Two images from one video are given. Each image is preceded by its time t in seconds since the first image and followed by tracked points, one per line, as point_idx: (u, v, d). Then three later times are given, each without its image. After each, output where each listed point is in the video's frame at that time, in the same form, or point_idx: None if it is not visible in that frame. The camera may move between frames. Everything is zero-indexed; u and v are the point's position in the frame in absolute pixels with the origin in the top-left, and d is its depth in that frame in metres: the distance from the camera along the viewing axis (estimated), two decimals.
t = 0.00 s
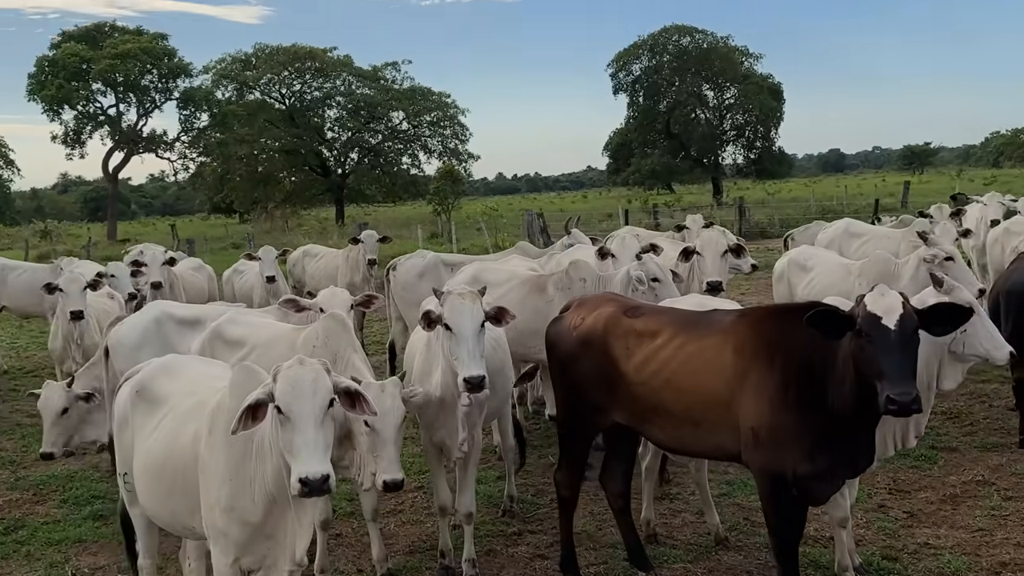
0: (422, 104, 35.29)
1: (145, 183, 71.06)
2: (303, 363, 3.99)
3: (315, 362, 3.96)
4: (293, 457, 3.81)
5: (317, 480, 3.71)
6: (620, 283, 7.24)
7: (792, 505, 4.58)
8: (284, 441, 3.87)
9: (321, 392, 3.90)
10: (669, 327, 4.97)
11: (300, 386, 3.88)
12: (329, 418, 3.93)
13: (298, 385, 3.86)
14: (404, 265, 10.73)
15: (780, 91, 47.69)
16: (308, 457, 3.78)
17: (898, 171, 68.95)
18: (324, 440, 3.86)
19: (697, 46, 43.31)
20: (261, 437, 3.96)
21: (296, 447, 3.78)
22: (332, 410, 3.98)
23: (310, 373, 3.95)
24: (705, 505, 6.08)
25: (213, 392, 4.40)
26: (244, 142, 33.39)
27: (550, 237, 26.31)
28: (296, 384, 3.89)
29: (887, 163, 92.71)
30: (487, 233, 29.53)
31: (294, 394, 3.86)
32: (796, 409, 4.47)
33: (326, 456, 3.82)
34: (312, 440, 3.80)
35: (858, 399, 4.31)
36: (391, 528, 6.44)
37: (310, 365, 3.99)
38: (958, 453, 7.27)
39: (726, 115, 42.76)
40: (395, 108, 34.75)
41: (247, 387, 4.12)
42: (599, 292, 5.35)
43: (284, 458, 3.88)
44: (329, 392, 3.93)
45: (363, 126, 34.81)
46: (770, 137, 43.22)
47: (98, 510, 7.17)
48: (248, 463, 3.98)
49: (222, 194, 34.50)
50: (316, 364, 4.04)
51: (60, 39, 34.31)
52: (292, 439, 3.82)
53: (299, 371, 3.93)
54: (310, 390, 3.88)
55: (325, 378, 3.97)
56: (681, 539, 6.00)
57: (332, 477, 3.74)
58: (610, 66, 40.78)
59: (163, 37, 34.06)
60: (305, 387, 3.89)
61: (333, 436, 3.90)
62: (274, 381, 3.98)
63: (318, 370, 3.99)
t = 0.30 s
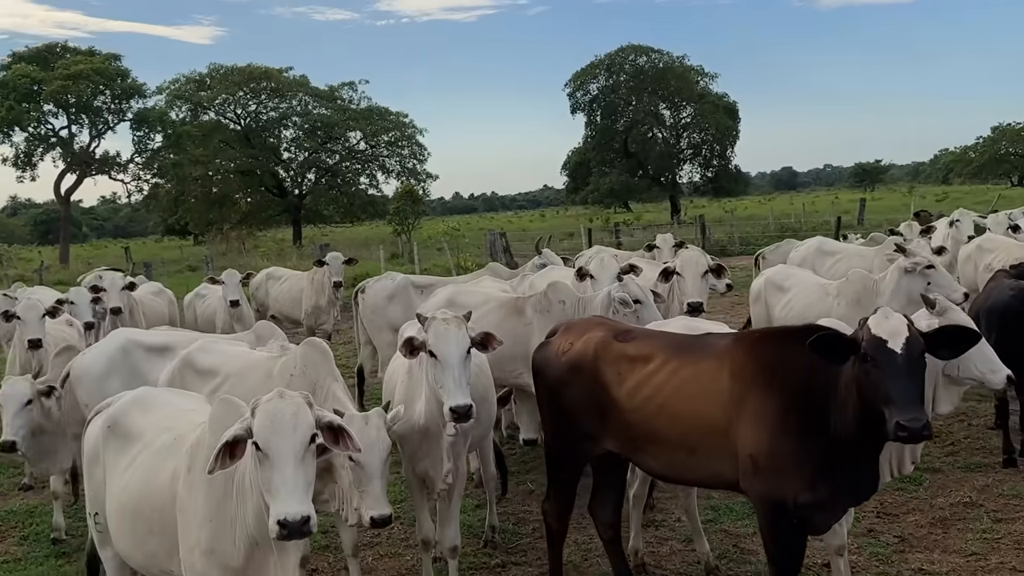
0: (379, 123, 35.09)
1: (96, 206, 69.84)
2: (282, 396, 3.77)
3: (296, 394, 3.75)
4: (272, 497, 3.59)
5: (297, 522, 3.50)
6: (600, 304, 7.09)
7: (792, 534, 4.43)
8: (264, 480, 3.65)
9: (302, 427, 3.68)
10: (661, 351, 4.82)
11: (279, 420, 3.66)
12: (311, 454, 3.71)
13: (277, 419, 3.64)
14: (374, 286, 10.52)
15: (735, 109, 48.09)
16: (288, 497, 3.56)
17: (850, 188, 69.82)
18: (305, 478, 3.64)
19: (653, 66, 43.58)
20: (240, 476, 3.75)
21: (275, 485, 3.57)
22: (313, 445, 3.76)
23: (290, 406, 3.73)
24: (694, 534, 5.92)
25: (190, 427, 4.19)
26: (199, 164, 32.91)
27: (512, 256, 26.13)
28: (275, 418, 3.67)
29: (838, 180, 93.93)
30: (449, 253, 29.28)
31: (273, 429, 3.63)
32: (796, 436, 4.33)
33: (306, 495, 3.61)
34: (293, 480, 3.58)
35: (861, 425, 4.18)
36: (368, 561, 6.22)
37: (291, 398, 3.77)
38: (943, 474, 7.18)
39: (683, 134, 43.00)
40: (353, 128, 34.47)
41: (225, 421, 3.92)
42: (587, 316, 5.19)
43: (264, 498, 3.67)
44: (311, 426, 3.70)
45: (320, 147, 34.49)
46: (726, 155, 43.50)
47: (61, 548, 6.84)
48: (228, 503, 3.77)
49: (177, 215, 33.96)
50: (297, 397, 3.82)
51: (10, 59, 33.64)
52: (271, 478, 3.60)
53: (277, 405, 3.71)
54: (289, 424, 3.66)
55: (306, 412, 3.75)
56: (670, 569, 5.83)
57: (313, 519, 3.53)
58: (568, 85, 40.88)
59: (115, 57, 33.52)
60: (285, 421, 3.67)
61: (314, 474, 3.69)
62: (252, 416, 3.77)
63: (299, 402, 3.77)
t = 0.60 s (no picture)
0: (343, 140, 34.87)
1: (53, 225, 68.61)
2: (267, 413, 3.57)
3: (281, 411, 3.55)
4: (255, 518, 3.37)
5: (283, 542, 3.27)
6: (585, 320, 6.95)
7: (798, 556, 4.29)
8: (248, 500, 3.42)
9: (287, 445, 3.46)
10: (660, 366, 4.68)
11: (263, 437, 3.45)
12: (297, 472, 3.49)
13: (261, 437, 3.43)
14: (347, 303, 10.32)
15: (697, 125, 48.42)
16: (272, 517, 3.34)
17: (808, 203, 70.42)
18: (291, 498, 3.42)
19: (616, 82, 43.74)
20: (224, 499, 3.54)
21: (259, 505, 3.35)
22: (301, 464, 3.54)
23: (276, 423, 3.52)
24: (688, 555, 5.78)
25: (173, 452, 4.00)
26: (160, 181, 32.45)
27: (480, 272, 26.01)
28: (260, 434, 3.46)
29: (797, 195, 94.81)
30: (416, 269, 29.00)
31: (257, 445, 3.42)
32: (803, 454, 4.20)
33: (292, 515, 3.38)
34: (277, 499, 3.36)
35: (871, 441, 4.08)
36: None
37: (276, 415, 3.56)
38: (932, 489, 7.10)
39: (646, 150, 43.14)
40: (316, 144, 34.22)
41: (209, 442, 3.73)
42: (579, 331, 5.04)
43: (249, 520, 3.45)
44: (297, 444, 3.49)
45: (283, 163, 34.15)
46: (689, 171, 43.68)
47: None
48: (214, 528, 3.57)
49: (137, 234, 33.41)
50: (282, 413, 3.61)
51: None
52: (255, 498, 3.37)
53: (261, 422, 3.50)
54: (274, 440, 3.45)
55: (293, 428, 3.54)
56: None
57: (299, 540, 3.31)
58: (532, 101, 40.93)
59: (74, 74, 33.00)
60: (269, 438, 3.45)
61: (300, 493, 3.47)
62: (235, 434, 3.56)
63: (285, 419, 3.56)
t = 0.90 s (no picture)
0: (313, 151, 34.60)
1: (16, 239, 67.46)
2: (249, 438, 3.33)
3: (265, 436, 3.31)
4: (237, 554, 3.13)
5: None
6: (574, 331, 6.76)
7: None
8: (229, 534, 3.18)
9: (271, 474, 3.22)
10: (661, 383, 4.48)
11: (246, 464, 3.21)
12: (282, 503, 3.25)
13: (244, 464, 3.19)
14: (323, 316, 10.07)
15: (668, 137, 48.50)
16: (255, 553, 3.09)
17: (777, 215, 70.77)
18: (275, 532, 3.17)
19: (588, 94, 43.76)
20: (203, 531, 3.30)
21: (240, 540, 3.11)
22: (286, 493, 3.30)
23: (258, 450, 3.28)
24: None
25: (150, 477, 3.76)
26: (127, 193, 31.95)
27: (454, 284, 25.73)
28: (242, 461, 3.22)
29: (765, 207, 95.35)
30: (388, 281, 28.71)
31: (239, 475, 3.18)
32: (812, 474, 4.01)
33: (276, 550, 3.14)
34: (260, 532, 3.12)
35: (885, 460, 3.91)
36: None
37: (259, 440, 3.33)
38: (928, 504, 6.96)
39: (617, 162, 43.15)
40: (286, 155, 33.92)
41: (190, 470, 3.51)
42: (576, 346, 4.84)
43: (229, 555, 3.21)
44: (282, 472, 3.25)
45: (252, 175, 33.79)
46: (660, 182, 43.71)
47: None
48: (193, 564, 3.33)
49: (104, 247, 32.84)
50: (266, 439, 3.37)
51: None
52: (236, 531, 3.13)
53: (243, 449, 3.27)
54: (257, 469, 3.21)
55: (277, 456, 3.31)
56: None
57: None
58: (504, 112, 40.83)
59: (39, 85, 32.45)
60: (252, 466, 3.22)
61: (285, 526, 3.22)
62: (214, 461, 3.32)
63: (269, 445, 3.33)
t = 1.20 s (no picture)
0: (295, 156, 34.31)
1: None
2: (239, 455, 3.11)
3: (257, 452, 3.09)
4: None
5: None
6: (572, 337, 6.55)
7: None
8: (217, 560, 2.95)
9: (264, 493, 3.00)
10: (671, 392, 4.25)
11: (236, 483, 2.99)
12: (275, 525, 3.02)
13: (234, 484, 2.96)
14: (309, 322, 9.81)
15: (651, 142, 48.39)
16: None
17: (758, 221, 70.80)
18: (268, 556, 2.95)
19: (571, 99, 43.62)
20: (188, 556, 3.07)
21: (229, 567, 2.88)
22: (278, 514, 3.08)
23: (249, 468, 3.06)
24: None
25: (133, 494, 3.52)
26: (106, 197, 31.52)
27: (438, 290, 25.42)
28: (231, 481, 3.00)
29: (746, 213, 95.46)
30: (372, 287, 28.38)
31: (228, 494, 2.96)
32: (829, 486, 3.76)
33: None
34: (250, 558, 2.88)
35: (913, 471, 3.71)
36: None
37: (250, 457, 3.11)
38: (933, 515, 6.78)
39: (600, 167, 43.00)
40: (267, 160, 33.59)
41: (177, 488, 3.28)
42: (580, 353, 4.62)
43: None
44: (275, 491, 3.03)
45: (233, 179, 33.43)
46: (643, 188, 43.61)
47: None
48: None
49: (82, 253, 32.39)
50: (258, 455, 3.15)
51: None
52: (225, 558, 2.90)
53: (232, 466, 3.05)
54: (248, 489, 2.99)
55: (270, 474, 3.09)
56: None
57: None
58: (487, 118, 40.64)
59: (18, 88, 31.99)
60: (242, 485, 2.99)
61: (277, 551, 2.99)
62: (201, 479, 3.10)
63: (261, 461, 3.11)
